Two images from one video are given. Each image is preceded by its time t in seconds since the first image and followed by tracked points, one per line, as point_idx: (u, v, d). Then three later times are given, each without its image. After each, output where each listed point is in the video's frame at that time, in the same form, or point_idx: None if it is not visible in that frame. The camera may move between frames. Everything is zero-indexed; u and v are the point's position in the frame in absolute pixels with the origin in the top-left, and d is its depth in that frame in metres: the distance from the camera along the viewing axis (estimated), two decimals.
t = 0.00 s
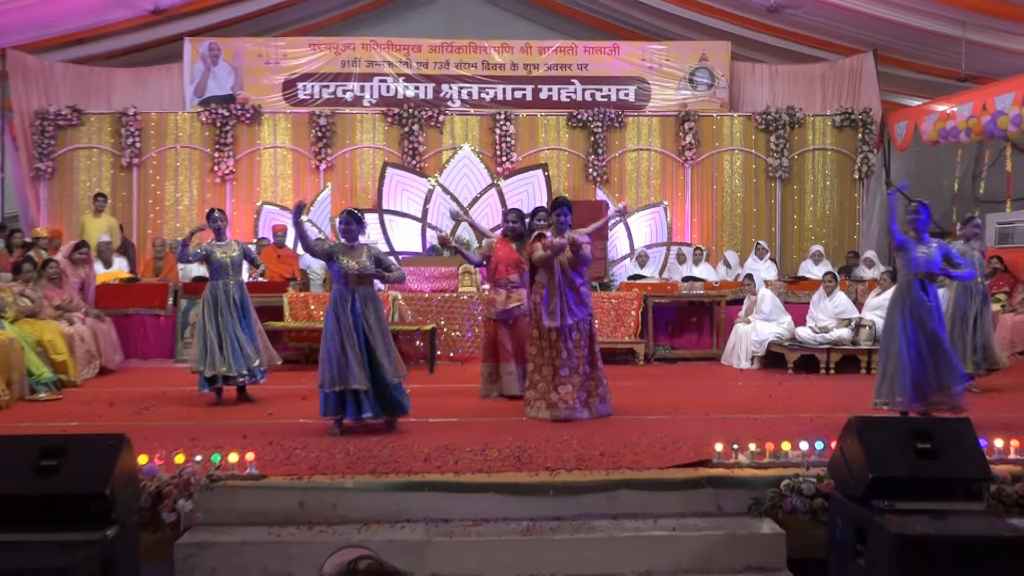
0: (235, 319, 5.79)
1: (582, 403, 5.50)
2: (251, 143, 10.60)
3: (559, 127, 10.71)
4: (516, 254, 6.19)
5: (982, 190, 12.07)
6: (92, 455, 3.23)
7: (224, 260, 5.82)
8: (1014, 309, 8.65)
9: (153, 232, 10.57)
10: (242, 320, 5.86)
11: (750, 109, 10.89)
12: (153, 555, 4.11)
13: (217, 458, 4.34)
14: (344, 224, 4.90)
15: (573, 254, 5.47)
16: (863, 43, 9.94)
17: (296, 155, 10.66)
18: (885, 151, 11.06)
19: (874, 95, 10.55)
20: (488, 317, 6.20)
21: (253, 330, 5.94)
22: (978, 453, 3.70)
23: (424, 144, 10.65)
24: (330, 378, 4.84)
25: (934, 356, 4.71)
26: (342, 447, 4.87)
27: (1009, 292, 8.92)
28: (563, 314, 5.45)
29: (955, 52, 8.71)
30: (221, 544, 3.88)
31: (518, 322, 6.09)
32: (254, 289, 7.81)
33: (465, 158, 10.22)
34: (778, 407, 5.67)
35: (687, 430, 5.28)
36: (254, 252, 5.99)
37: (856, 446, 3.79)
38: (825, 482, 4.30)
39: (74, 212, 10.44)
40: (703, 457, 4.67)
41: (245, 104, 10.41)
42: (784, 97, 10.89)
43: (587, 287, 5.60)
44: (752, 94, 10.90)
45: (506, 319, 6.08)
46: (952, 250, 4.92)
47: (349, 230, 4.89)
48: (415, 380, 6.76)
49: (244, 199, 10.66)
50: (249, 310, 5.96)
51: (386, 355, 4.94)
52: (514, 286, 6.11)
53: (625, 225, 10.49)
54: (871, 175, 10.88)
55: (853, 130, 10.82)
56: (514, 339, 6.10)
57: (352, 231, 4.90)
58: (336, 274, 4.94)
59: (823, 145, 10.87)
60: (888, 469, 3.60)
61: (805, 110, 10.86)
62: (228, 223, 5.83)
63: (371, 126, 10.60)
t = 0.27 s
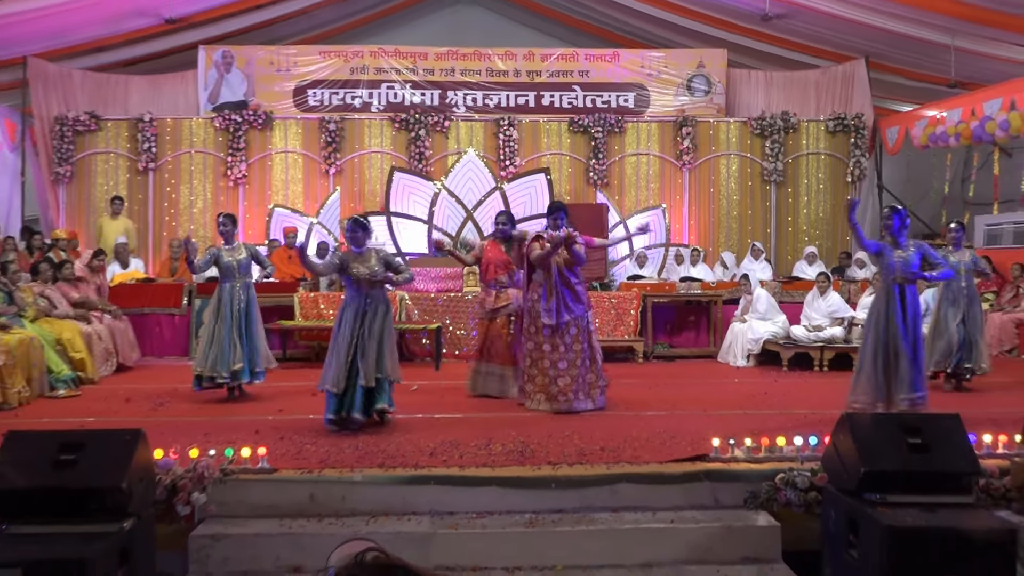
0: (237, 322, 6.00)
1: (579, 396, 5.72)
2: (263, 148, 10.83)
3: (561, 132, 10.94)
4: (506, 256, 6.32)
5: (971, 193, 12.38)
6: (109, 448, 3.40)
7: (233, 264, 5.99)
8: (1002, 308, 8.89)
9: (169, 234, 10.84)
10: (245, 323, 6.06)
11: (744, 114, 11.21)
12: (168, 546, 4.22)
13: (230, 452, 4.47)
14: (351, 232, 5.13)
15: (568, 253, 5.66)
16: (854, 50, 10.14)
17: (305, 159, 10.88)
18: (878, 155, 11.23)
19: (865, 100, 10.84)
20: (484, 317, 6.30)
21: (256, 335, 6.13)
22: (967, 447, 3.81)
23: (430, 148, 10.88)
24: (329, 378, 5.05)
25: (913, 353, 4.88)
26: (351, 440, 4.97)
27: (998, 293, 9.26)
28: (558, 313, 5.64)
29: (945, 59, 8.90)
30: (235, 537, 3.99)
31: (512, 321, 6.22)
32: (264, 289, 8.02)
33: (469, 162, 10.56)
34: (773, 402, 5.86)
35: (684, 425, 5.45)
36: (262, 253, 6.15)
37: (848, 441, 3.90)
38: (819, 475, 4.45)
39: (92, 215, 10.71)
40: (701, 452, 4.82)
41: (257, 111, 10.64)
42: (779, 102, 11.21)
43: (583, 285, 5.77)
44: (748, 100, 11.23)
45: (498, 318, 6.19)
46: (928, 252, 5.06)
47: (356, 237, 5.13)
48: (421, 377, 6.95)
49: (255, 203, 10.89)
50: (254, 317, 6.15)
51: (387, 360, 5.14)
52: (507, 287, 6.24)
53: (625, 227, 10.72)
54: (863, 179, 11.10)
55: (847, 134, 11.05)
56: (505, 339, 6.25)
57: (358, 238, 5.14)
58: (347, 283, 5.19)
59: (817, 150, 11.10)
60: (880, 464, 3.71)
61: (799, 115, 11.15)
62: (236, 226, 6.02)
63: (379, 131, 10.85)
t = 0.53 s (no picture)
0: (241, 322, 6.16)
1: (572, 393, 5.93)
2: (272, 153, 11.02)
3: (561, 137, 11.17)
4: (498, 259, 6.48)
5: (960, 197, 12.32)
6: (124, 444, 3.54)
7: (239, 265, 6.21)
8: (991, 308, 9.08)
9: (180, 237, 11.04)
10: (248, 323, 6.22)
11: (740, 120, 11.46)
12: (180, 540, 4.37)
13: (240, 449, 4.59)
14: (375, 234, 5.30)
15: (567, 256, 5.92)
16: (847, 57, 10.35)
17: (313, 164, 11.08)
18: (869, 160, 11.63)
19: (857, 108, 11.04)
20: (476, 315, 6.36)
21: (259, 334, 6.29)
22: (957, 445, 3.90)
23: (435, 153, 11.08)
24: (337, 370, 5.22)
25: (893, 356, 5.02)
26: (356, 438, 5.09)
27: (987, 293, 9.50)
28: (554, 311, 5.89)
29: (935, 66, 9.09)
30: (243, 530, 4.07)
31: (502, 322, 6.34)
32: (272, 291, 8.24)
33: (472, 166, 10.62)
34: (768, 400, 6.03)
35: (681, 422, 5.59)
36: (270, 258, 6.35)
37: (841, 438, 4.02)
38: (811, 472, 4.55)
39: (106, 219, 10.91)
40: (698, 448, 4.91)
41: (265, 117, 10.83)
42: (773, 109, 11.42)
43: (580, 286, 6.04)
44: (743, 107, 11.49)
45: (490, 318, 6.28)
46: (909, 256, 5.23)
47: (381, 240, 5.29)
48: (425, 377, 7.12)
49: (264, 206, 11.08)
50: (260, 317, 6.29)
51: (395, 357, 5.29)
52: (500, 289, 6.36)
53: (624, 230, 10.94)
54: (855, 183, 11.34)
55: (838, 140, 11.28)
56: (493, 338, 6.34)
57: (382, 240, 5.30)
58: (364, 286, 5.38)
59: (810, 154, 11.34)
60: (871, 459, 3.80)
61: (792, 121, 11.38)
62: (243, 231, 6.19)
63: (385, 136, 11.05)
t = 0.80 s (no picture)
0: (250, 321, 6.37)
1: (572, 391, 6.20)
2: (282, 160, 11.25)
3: (562, 145, 11.39)
4: (489, 261, 6.62)
5: (949, 203, 12.84)
6: (139, 442, 3.69)
7: (248, 267, 6.42)
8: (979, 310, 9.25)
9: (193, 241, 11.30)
10: (258, 322, 6.42)
11: (734, 127, 11.66)
12: (193, 536, 4.43)
13: (250, 445, 4.64)
14: (390, 235, 5.52)
15: (569, 261, 6.21)
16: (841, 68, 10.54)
17: (321, 170, 11.30)
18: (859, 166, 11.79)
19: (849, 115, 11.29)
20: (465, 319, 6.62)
21: (270, 333, 6.49)
22: (946, 442, 3.95)
23: (440, 160, 11.30)
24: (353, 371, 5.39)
25: (882, 359, 5.24)
26: (364, 435, 5.24)
27: (975, 296, 9.69)
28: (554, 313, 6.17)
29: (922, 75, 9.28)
30: (254, 525, 4.16)
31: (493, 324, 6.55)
32: (283, 294, 8.47)
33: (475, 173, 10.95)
34: (764, 399, 6.22)
35: (679, 420, 5.74)
36: (279, 260, 6.55)
37: (834, 436, 4.05)
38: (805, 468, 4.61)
39: (122, 224, 11.18)
40: (695, 445, 5.00)
41: (276, 125, 11.06)
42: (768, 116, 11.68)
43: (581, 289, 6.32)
44: (738, 115, 11.72)
45: (480, 321, 6.49)
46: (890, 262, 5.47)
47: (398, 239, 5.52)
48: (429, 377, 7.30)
49: (275, 211, 11.33)
50: (269, 316, 6.51)
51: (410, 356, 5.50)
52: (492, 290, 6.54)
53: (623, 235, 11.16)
54: (846, 189, 11.56)
55: (830, 147, 11.49)
56: (486, 340, 6.54)
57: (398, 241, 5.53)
58: (378, 282, 5.52)
59: (803, 161, 11.55)
60: (864, 457, 3.85)
61: (786, 129, 11.61)
62: (253, 236, 6.42)
63: (391, 144, 11.27)
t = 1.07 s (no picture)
0: (261, 319, 6.62)
1: (577, 387, 6.45)
2: (293, 166, 11.46)
3: (564, 151, 11.57)
4: (486, 265, 6.63)
5: (941, 208, 13.02)
6: (154, 439, 3.86)
7: (257, 268, 6.63)
8: (969, 311, 9.43)
9: (206, 244, 11.56)
10: (268, 319, 6.68)
11: (732, 134, 11.85)
12: (207, 530, 4.58)
13: (262, 443, 4.80)
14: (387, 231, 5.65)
15: (571, 262, 6.46)
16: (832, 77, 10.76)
17: (331, 176, 11.49)
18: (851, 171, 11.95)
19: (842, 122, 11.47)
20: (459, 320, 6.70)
21: (281, 329, 6.75)
22: (939, 440, 3.96)
23: (445, 166, 11.50)
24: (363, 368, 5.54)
25: (872, 356, 5.51)
26: (372, 433, 5.42)
27: (965, 297, 9.88)
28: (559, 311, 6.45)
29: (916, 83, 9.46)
30: (266, 520, 4.29)
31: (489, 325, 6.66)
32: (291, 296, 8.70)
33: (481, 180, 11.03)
34: (760, 399, 6.40)
35: (678, 418, 5.90)
36: (284, 259, 6.72)
37: (828, 434, 4.09)
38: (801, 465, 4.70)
39: (138, 228, 11.44)
40: (693, 444, 5.11)
41: (287, 132, 11.32)
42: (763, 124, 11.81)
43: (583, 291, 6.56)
44: (734, 122, 11.86)
45: (477, 322, 6.60)
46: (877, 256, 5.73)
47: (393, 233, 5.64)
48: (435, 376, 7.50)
49: (286, 215, 11.57)
50: (278, 315, 6.76)
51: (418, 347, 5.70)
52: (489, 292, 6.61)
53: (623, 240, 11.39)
54: (838, 196, 11.72)
55: (825, 153, 11.66)
56: (481, 340, 6.68)
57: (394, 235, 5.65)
58: (375, 273, 5.66)
59: (798, 167, 11.73)
60: (858, 455, 3.87)
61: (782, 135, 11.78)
62: (262, 236, 6.62)
63: (399, 150, 11.47)
